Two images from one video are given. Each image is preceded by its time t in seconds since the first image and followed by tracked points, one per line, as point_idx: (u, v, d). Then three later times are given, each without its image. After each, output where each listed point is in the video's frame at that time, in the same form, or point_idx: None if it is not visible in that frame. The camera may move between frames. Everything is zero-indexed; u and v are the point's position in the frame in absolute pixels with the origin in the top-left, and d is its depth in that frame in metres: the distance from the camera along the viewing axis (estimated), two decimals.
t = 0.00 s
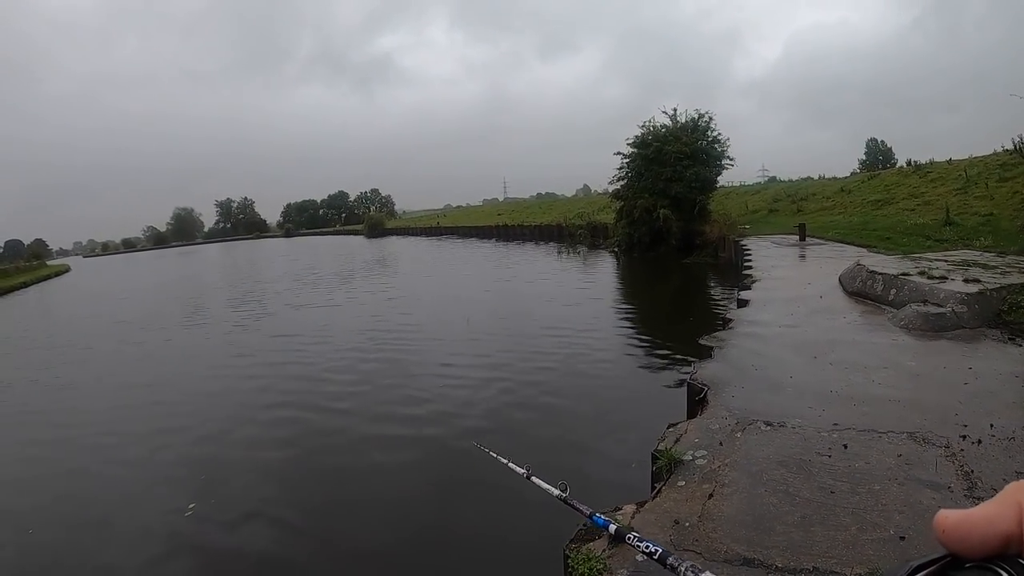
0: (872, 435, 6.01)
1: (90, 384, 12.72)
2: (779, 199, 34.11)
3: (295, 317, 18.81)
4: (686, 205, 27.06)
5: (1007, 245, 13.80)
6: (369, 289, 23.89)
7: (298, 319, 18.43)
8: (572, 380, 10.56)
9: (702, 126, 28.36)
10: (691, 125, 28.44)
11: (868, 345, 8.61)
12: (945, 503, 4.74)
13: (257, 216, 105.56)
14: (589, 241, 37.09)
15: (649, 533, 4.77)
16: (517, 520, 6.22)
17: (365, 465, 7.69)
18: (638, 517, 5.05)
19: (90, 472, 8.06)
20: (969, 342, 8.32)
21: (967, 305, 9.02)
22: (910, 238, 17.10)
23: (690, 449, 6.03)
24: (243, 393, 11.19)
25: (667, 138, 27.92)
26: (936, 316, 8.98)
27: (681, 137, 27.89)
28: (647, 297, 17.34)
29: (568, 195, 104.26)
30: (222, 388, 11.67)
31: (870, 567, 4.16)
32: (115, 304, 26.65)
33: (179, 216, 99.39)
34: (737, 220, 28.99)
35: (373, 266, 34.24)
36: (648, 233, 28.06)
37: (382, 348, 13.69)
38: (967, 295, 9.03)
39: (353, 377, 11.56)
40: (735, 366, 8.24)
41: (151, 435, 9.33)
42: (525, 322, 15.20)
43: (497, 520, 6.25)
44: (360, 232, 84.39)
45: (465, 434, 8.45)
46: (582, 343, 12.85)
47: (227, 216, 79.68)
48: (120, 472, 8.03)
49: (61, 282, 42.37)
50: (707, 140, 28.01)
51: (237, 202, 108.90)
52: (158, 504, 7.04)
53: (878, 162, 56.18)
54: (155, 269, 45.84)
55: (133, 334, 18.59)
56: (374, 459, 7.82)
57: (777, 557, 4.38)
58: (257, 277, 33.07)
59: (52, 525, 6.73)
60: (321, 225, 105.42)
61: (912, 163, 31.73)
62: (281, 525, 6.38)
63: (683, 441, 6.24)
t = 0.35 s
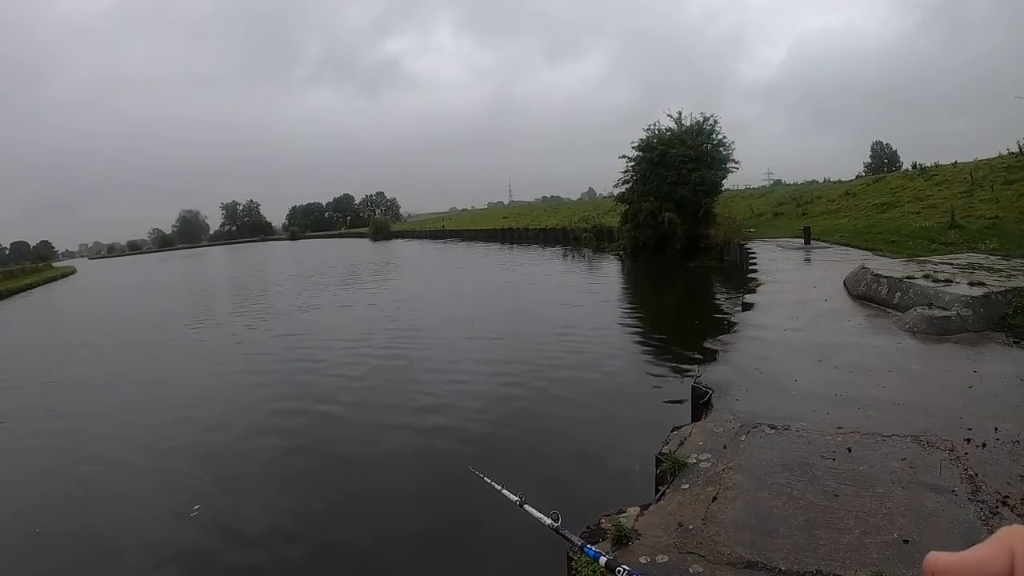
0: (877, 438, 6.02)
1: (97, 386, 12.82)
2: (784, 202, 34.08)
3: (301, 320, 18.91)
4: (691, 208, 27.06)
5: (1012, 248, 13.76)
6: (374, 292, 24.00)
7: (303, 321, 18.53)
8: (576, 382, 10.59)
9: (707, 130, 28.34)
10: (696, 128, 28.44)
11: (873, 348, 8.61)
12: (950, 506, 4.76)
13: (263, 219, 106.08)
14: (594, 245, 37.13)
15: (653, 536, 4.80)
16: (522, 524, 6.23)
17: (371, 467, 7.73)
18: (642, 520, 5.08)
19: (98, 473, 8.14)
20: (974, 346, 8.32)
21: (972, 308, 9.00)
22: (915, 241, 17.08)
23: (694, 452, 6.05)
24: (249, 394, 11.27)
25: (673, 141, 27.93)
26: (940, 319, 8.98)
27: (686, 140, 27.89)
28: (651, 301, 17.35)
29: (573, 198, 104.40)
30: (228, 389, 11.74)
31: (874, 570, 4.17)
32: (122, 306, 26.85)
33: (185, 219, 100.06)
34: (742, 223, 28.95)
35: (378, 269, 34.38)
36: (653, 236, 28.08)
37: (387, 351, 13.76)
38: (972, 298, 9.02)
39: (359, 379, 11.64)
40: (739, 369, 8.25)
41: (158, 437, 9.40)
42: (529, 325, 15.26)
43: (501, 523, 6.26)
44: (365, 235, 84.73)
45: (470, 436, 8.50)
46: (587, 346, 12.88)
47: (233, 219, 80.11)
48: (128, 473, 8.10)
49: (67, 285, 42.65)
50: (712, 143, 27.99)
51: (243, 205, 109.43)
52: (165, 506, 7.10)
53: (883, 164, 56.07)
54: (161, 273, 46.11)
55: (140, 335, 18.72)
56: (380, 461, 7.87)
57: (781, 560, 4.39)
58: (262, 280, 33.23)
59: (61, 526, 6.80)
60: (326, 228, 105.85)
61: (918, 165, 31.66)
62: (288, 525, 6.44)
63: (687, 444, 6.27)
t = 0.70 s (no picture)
0: (880, 438, 6.03)
1: (103, 380, 12.91)
2: (789, 201, 33.98)
3: (306, 316, 19.00)
4: (697, 207, 27.00)
5: (1018, 248, 13.72)
6: (379, 288, 24.07)
7: (308, 317, 18.61)
8: (580, 380, 10.63)
9: (713, 128, 28.26)
10: (702, 126, 28.37)
11: (877, 347, 8.61)
12: (953, 506, 4.77)
13: (268, 215, 106.34)
14: (599, 243, 37.11)
15: (656, 534, 4.83)
16: (529, 516, 6.29)
17: (375, 461, 7.79)
18: (645, 518, 5.11)
19: (105, 467, 8.22)
20: (979, 346, 8.30)
21: (977, 308, 8.98)
22: (920, 241, 17.03)
23: (697, 450, 6.08)
24: (254, 389, 11.35)
25: (678, 139, 27.88)
26: (945, 319, 8.96)
27: (691, 138, 27.83)
28: (656, 299, 17.36)
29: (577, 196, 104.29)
30: (233, 384, 11.82)
31: (876, 570, 4.20)
32: (128, 302, 27.02)
33: (191, 215, 100.47)
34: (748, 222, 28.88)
35: (383, 266, 34.46)
36: (658, 234, 28.05)
37: (392, 347, 13.82)
38: (977, 298, 8.99)
39: (363, 375, 11.70)
40: (743, 368, 8.27)
41: (164, 431, 9.46)
42: (534, 323, 15.30)
43: (507, 514, 6.33)
44: (370, 231, 84.88)
45: (474, 432, 8.54)
46: (591, 344, 12.91)
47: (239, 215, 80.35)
48: (135, 466, 8.18)
49: (74, 280, 42.89)
50: (717, 141, 27.92)
51: (248, 201, 109.74)
52: (173, 499, 7.16)
53: (889, 164, 55.81)
54: (167, 268, 46.35)
55: (146, 330, 18.84)
56: (385, 455, 7.93)
57: (783, 558, 4.42)
58: (268, 276, 33.38)
59: (69, 519, 6.87)
60: (331, 224, 106.07)
61: (924, 165, 31.52)
62: (295, 518, 6.50)
63: (691, 442, 6.29)
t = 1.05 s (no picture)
0: (882, 435, 6.04)
1: (107, 371, 12.96)
2: (792, 198, 33.88)
3: (308, 308, 19.04)
4: (700, 202, 26.94)
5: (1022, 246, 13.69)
6: (381, 282, 24.09)
7: (310, 310, 18.65)
8: (581, 374, 10.64)
9: (717, 123, 28.14)
10: (705, 122, 28.26)
11: (879, 344, 8.61)
12: (954, 504, 4.78)
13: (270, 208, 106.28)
14: (601, 238, 37.07)
15: (657, 529, 4.84)
16: (532, 509, 6.31)
17: (377, 454, 7.81)
18: (646, 513, 5.13)
19: (108, 458, 8.26)
20: (981, 344, 8.30)
21: (980, 307, 8.97)
22: (923, 239, 16.99)
23: (699, 446, 6.09)
24: (257, 381, 11.39)
25: (682, 135, 27.79)
26: (948, 317, 8.95)
27: (695, 133, 27.73)
28: (658, 294, 17.35)
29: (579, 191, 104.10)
30: (236, 376, 11.85)
31: (877, 567, 4.21)
32: (131, 294, 27.09)
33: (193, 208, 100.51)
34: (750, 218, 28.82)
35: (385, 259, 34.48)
36: (660, 230, 28.02)
37: (394, 340, 13.85)
38: (980, 296, 8.99)
39: (365, 368, 11.74)
40: (745, 364, 8.27)
41: (167, 422, 9.51)
42: (535, 317, 15.31)
43: (510, 508, 6.36)
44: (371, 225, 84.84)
45: (475, 425, 8.57)
46: (592, 338, 12.92)
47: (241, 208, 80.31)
48: (138, 458, 8.22)
49: (77, 272, 43.00)
50: (721, 137, 27.81)
51: (250, 194, 109.72)
52: (176, 490, 7.19)
53: (893, 161, 55.54)
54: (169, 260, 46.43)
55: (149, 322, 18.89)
56: (387, 448, 7.96)
57: (784, 554, 4.44)
58: (270, 269, 33.43)
59: (74, 509, 6.91)
60: (333, 218, 106.03)
61: (928, 162, 31.40)
62: (297, 510, 6.54)
63: (692, 438, 6.31)
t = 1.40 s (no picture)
0: (876, 439, 6.03)
1: (100, 371, 12.88)
2: (787, 202, 33.99)
3: (304, 310, 18.97)
4: (696, 206, 27.01)
5: (1015, 252, 13.75)
6: (377, 284, 24.04)
7: (306, 312, 18.60)
8: (577, 377, 10.63)
9: (713, 128, 28.22)
10: (701, 126, 28.34)
11: (873, 349, 8.63)
12: (947, 509, 4.77)
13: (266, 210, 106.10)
14: (597, 241, 37.12)
15: (650, 533, 4.81)
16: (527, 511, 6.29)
17: (370, 456, 7.76)
18: (640, 517, 5.10)
19: (100, 459, 8.21)
20: (974, 349, 8.32)
21: (973, 312, 9.01)
22: (918, 244, 17.06)
23: (693, 450, 6.08)
24: (250, 382, 11.32)
25: (678, 139, 27.87)
26: (942, 321, 8.97)
27: (691, 138, 27.80)
28: (654, 298, 17.37)
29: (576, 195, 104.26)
30: (229, 377, 11.79)
31: (870, 571, 4.20)
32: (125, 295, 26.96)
33: (189, 210, 100.41)
34: (746, 222, 28.90)
35: (381, 261, 34.45)
36: (657, 233, 28.08)
37: (390, 342, 13.81)
38: (974, 301, 9.02)
39: (360, 370, 11.68)
40: (740, 368, 8.27)
41: (160, 423, 9.45)
42: (531, 320, 15.29)
43: (504, 510, 6.34)
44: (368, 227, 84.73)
45: (470, 427, 8.54)
46: (588, 342, 12.91)
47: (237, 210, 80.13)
48: (129, 460, 8.16)
49: (72, 273, 42.81)
50: (717, 141, 27.89)
51: (247, 196, 109.46)
52: (168, 491, 7.14)
53: (888, 166, 55.83)
54: (164, 262, 46.25)
55: (142, 323, 18.78)
56: (381, 451, 7.91)
57: (777, 558, 4.41)
58: (265, 270, 33.33)
59: (64, 510, 6.84)
60: (329, 220, 105.90)
61: (922, 167, 31.56)
62: (288, 513, 6.48)
63: (687, 442, 6.29)
